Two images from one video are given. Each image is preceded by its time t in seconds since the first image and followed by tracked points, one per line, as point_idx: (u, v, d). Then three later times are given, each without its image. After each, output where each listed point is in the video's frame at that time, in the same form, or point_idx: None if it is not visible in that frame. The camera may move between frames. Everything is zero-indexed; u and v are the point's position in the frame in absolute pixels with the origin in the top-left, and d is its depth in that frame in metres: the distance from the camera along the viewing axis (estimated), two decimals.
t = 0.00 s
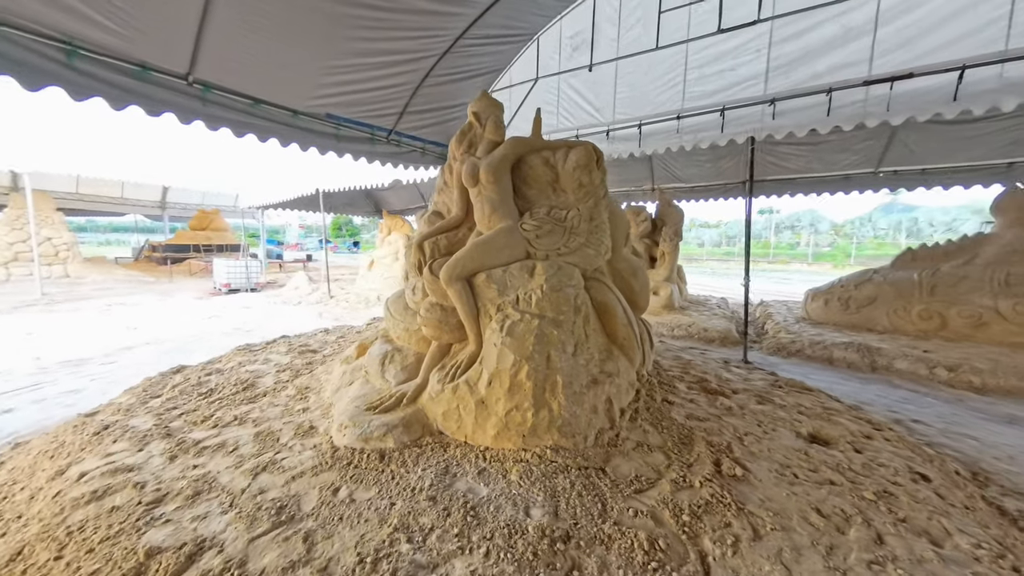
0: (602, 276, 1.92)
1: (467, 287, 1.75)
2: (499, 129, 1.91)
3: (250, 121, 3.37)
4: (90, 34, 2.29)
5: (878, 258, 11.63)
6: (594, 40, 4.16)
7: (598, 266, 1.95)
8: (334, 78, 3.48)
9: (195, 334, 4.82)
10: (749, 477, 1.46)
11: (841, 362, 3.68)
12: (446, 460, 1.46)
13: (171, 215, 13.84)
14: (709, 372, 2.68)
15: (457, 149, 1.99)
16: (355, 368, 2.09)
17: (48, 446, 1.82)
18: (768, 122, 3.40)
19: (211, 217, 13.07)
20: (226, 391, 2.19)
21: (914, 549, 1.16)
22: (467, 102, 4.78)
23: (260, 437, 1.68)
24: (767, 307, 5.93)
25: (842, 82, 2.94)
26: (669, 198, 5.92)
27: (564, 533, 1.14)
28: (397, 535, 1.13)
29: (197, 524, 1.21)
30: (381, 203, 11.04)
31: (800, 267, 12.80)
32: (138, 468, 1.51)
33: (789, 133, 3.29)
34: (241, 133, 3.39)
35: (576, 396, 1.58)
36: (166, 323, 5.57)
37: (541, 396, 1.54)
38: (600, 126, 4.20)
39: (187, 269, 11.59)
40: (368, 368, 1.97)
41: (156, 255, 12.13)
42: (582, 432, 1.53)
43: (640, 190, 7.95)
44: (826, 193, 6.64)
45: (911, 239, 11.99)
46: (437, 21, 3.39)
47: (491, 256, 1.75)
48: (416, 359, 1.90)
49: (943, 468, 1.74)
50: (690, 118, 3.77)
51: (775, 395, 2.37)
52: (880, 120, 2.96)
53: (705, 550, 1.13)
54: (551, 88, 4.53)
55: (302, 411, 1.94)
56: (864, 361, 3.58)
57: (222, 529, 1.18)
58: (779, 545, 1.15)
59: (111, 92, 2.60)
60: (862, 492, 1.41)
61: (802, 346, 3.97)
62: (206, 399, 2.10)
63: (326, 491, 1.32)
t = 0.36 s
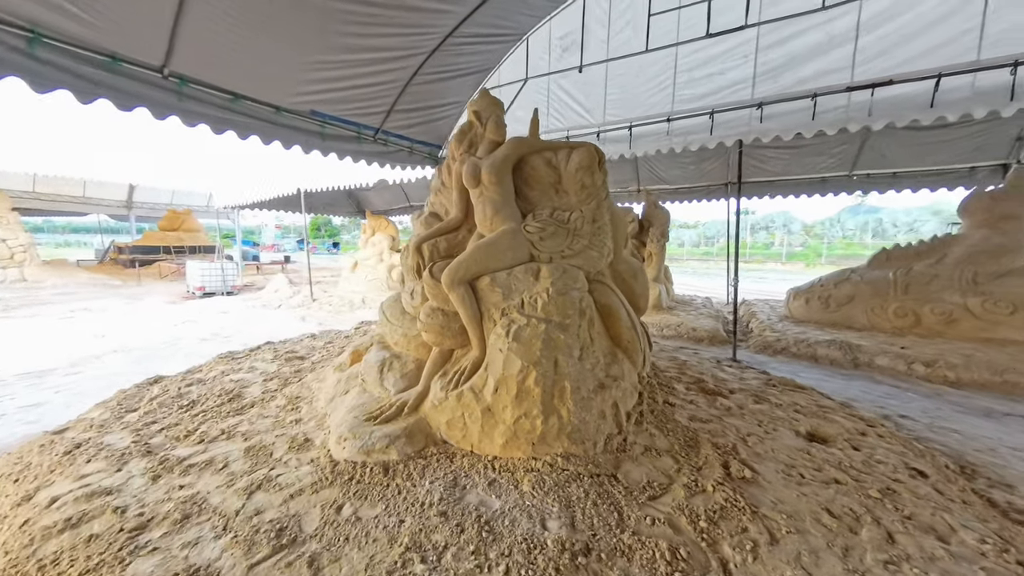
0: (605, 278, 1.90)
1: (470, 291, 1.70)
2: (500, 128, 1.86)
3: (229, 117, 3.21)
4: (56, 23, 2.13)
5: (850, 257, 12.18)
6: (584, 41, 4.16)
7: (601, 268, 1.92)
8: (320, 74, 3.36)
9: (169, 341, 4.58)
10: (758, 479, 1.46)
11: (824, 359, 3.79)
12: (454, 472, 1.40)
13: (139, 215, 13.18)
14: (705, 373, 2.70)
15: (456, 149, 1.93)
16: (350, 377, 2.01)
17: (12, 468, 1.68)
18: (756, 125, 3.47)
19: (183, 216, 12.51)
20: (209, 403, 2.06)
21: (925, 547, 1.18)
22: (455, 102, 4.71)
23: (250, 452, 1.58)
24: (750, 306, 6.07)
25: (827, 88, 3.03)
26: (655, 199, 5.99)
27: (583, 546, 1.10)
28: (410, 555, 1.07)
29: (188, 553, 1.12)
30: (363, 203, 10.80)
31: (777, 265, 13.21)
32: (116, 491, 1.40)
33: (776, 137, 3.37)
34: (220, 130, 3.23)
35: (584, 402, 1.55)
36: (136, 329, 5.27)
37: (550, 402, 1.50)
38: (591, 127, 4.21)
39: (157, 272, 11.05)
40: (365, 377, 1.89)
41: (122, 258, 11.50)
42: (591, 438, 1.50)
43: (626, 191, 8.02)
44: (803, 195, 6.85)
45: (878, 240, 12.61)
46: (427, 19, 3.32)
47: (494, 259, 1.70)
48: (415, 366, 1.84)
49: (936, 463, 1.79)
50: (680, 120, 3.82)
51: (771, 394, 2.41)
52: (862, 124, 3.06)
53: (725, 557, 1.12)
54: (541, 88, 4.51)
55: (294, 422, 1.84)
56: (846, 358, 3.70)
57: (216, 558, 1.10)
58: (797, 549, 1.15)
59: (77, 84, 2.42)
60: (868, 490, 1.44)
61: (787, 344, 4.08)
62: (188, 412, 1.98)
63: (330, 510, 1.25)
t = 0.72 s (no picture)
0: (611, 278, 1.85)
1: (474, 293, 1.63)
2: (503, 123, 1.79)
3: (206, 110, 3.02)
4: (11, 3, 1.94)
5: (821, 257, 12.70)
6: (575, 40, 4.14)
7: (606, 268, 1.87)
8: (304, 67, 3.21)
9: (139, 348, 4.31)
10: (772, 481, 1.44)
11: (811, 356, 3.88)
12: (464, 485, 1.32)
13: (102, 215, 12.46)
14: (703, 372, 2.70)
15: (457, 144, 1.85)
16: (343, 385, 1.89)
17: None
18: (746, 126, 3.51)
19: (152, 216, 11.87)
20: (188, 416, 1.92)
21: (945, 546, 1.17)
22: (443, 99, 4.61)
23: (238, 469, 1.46)
24: (735, 305, 6.19)
25: (815, 90, 3.09)
26: (642, 200, 6.02)
27: (609, 562, 1.05)
28: None
29: None
30: (344, 202, 10.51)
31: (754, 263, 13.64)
32: (86, 519, 1.26)
33: (765, 138, 3.42)
34: (195, 123, 3.04)
35: (596, 406, 1.50)
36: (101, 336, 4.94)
37: (561, 408, 1.44)
38: (582, 127, 4.19)
39: (123, 274, 10.46)
40: (361, 384, 1.79)
41: (83, 260, 10.83)
42: (605, 444, 1.45)
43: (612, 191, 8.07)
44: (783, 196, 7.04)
45: (847, 240, 13.13)
46: (417, 12, 3.22)
47: (500, 259, 1.63)
48: (414, 373, 1.74)
49: (935, 458, 1.82)
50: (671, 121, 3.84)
51: (769, 392, 2.42)
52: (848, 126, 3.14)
53: (753, 567, 1.08)
54: (531, 87, 4.46)
55: (284, 434, 1.73)
56: (832, 355, 3.78)
57: None
58: (823, 555, 1.12)
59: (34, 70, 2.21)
60: (879, 489, 1.44)
61: (775, 342, 4.15)
62: (166, 427, 1.83)
63: (332, 532, 1.15)
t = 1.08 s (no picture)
0: (620, 283, 1.80)
1: (483, 300, 1.55)
2: (510, 123, 1.73)
3: (183, 105, 2.84)
4: None
5: (795, 257, 13.23)
6: (568, 41, 4.11)
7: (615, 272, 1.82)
8: (289, 62, 3.07)
9: (108, 358, 4.04)
10: (791, 488, 1.43)
11: (800, 355, 3.96)
12: (480, 505, 1.25)
13: (63, 215, 11.76)
14: (704, 375, 2.69)
15: (461, 144, 1.78)
16: (341, 397, 1.79)
17: None
18: (738, 130, 3.55)
19: (118, 216, 11.29)
20: (171, 435, 1.77)
21: (968, 552, 1.18)
22: (433, 98, 4.50)
23: (230, 494, 1.34)
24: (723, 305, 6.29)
25: (806, 95, 3.14)
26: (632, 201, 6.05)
27: None
28: None
29: None
30: (325, 202, 10.21)
31: (733, 262, 13.97)
32: (58, 559, 1.12)
33: (757, 142, 3.47)
34: (172, 119, 2.85)
35: (613, 416, 1.45)
36: (64, 345, 4.62)
37: (578, 419, 1.38)
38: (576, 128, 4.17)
39: (87, 278, 9.88)
40: (361, 397, 1.69)
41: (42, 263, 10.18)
42: (623, 456, 1.40)
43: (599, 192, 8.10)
44: (766, 198, 7.21)
45: (820, 241, 13.61)
46: (408, 8, 3.12)
47: (510, 264, 1.57)
48: (419, 384, 1.66)
49: (936, 457, 1.85)
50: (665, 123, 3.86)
51: (770, 394, 2.43)
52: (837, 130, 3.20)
53: None
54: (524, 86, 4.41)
55: (279, 453, 1.61)
56: (821, 354, 3.87)
57: None
58: (853, 567, 1.10)
59: None
60: (894, 493, 1.44)
61: (765, 342, 4.22)
62: (145, 447, 1.68)
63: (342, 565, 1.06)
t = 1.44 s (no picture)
0: (632, 280, 1.78)
1: (496, 298, 1.52)
2: (521, 117, 1.69)
3: (173, 97, 2.74)
4: None
5: (782, 256, 13.35)
6: (566, 38, 4.08)
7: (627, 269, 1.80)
8: (282, 54, 2.97)
9: (91, 362, 3.88)
10: (809, 485, 1.42)
11: (796, 352, 4.01)
12: (500, 508, 1.22)
13: (38, 213, 11.32)
14: (708, 372, 2.70)
15: (471, 138, 1.73)
16: (347, 400, 1.73)
17: None
18: (737, 128, 3.58)
19: (99, 215, 11.05)
20: (166, 442, 1.69)
21: (989, 546, 1.19)
22: (429, 94, 4.43)
23: (235, 503, 1.28)
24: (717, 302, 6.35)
25: (804, 94, 3.17)
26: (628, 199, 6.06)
27: None
28: None
29: None
30: (314, 200, 10.02)
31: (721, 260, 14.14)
32: None
33: (755, 140, 3.52)
34: (161, 113, 2.75)
35: (631, 415, 1.42)
36: (43, 348, 4.43)
37: (597, 419, 1.36)
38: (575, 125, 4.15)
39: (65, 278, 9.53)
40: (369, 400, 1.63)
41: (16, 263, 9.78)
42: (642, 456, 1.38)
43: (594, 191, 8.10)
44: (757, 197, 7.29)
45: (805, 240, 13.86)
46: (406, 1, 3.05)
47: (523, 262, 1.53)
48: (429, 386, 1.61)
49: (941, 451, 1.88)
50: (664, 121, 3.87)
51: (775, 391, 2.45)
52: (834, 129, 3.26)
53: None
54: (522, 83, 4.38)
55: (285, 458, 1.55)
56: (816, 350, 3.92)
57: None
58: (879, 563, 1.10)
59: None
60: (909, 488, 1.45)
61: (761, 339, 4.26)
62: (141, 455, 1.60)
63: None
